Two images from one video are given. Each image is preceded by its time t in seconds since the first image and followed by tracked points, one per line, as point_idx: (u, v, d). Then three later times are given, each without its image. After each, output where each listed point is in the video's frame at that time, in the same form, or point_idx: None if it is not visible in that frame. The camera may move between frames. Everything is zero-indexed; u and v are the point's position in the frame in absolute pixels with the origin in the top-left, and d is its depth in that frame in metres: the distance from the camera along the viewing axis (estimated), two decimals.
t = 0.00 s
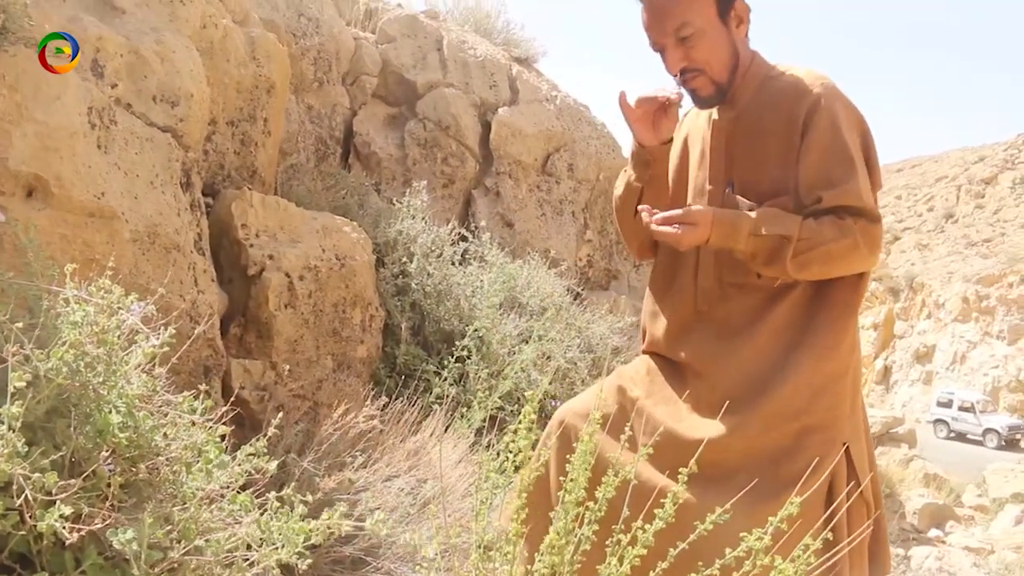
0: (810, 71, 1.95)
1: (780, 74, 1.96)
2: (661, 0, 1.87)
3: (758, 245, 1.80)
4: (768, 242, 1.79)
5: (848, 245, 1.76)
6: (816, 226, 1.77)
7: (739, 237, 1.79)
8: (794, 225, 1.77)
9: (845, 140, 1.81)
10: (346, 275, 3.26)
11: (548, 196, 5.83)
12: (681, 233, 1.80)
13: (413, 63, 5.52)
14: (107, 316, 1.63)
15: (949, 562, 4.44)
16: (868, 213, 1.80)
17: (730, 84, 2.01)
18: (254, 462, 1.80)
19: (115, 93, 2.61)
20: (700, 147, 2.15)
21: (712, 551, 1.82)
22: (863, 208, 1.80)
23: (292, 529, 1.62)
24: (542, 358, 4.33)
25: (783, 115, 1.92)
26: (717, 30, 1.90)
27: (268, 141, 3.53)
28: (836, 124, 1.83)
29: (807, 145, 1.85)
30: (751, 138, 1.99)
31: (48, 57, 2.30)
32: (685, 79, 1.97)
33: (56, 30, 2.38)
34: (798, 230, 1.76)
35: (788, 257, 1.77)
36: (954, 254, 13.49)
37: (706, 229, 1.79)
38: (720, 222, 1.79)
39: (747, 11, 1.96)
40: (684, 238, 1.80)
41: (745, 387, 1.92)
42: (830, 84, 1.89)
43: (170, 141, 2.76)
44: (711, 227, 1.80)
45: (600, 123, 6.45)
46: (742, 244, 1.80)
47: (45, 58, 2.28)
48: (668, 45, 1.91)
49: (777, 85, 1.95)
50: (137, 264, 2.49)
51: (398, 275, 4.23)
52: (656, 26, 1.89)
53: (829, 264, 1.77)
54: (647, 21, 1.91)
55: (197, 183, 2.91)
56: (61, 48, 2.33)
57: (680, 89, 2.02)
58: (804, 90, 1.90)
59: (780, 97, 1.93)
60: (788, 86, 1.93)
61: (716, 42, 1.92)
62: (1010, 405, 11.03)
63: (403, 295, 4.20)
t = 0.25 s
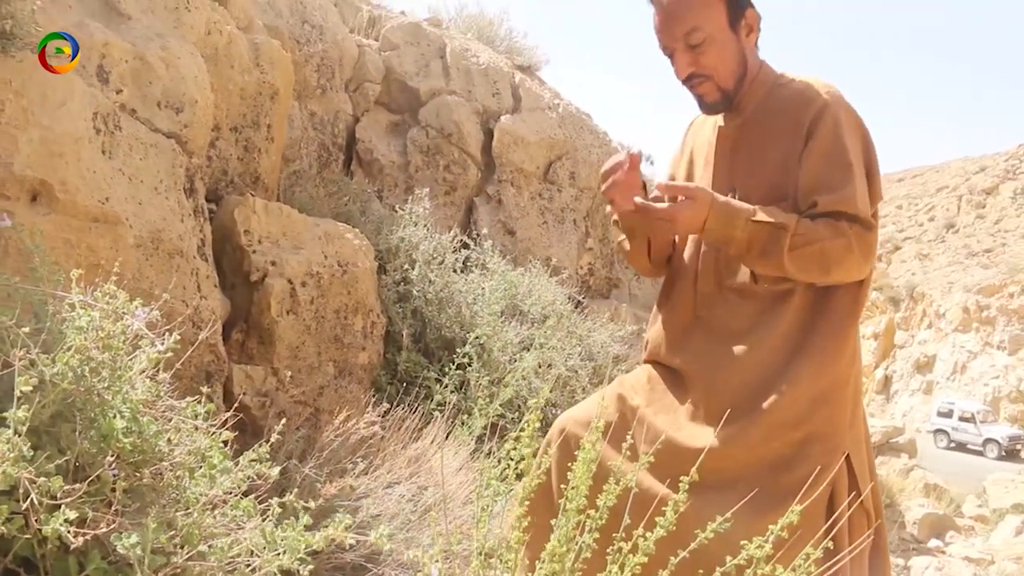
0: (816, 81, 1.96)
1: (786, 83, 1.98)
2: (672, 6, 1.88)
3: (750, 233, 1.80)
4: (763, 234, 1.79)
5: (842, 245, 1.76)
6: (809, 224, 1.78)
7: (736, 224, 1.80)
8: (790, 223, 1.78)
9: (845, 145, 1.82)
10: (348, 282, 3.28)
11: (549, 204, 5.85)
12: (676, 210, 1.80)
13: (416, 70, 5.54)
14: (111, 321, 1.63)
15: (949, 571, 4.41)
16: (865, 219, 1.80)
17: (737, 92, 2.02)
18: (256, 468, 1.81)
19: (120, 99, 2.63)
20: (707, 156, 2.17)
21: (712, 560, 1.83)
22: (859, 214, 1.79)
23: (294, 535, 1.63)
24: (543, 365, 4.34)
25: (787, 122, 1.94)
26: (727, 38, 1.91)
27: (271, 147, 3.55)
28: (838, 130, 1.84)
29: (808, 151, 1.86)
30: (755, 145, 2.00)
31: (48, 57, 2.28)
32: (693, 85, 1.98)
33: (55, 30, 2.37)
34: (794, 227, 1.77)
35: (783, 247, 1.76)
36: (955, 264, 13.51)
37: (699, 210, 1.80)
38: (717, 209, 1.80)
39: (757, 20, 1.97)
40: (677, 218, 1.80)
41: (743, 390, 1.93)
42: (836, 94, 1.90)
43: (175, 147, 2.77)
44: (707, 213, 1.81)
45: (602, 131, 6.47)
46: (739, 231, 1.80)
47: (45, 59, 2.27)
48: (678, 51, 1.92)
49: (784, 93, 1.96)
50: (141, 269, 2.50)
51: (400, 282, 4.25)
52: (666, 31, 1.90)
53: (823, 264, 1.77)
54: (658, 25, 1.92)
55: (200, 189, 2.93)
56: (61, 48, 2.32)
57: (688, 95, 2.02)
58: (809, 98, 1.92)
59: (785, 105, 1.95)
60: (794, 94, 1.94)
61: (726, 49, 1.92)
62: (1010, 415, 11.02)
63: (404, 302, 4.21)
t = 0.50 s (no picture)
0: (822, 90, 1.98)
1: (792, 91, 1.99)
2: (681, 11, 1.90)
3: (734, 226, 1.83)
4: (746, 228, 1.82)
5: (827, 245, 1.76)
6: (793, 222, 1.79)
7: (720, 216, 1.83)
8: (774, 222, 1.80)
9: (842, 151, 1.83)
10: (347, 290, 3.28)
11: (549, 213, 5.86)
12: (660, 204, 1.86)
13: (416, 79, 5.56)
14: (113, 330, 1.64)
15: None
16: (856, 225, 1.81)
17: (744, 99, 2.03)
18: (256, 477, 1.81)
19: (121, 108, 2.64)
20: (711, 162, 2.19)
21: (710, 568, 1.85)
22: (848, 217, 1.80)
23: (294, 543, 1.63)
24: (542, 375, 4.33)
25: (789, 130, 1.95)
26: (734, 44, 1.93)
27: (272, 157, 3.57)
28: (838, 137, 1.86)
29: (807, 157, 1.87)
30: (756, 152, 2.02)
31: (48, 57, 2.30)
32: (700, 90, 1.99)
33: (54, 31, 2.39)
34: (777, 224, 1.79)
35: (770, 240, 1.78)
36: (954, 273, 13.53)
37: (682, 204, 1.84)
38: (701, 205, 1.83)
39: (765, 27, 1.99)
40: (663, 213, 1.85)
41: (736, 395, 1.92)
42: (840, 103, 1.92)
43: (176, 156, 2.78)
44: (692, 209, 1.84)
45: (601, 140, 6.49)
46: (723, 220, 1.83)
47: (45, 59, 2.28)
48: (685, 56, 1.94)
49: (789, 101, 1.98)
50: (141, 278, 2.51)
51: (400, 291, 4.26)
52: (674, 35, 1.92)
53: (807, 265, 1.77)
54: (666, 30, 1.94)
55: (201, 198, 2.94)
56: (61, 48, 2.34)
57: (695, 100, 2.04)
58: (813, 106, 1.93)
59: (790, 112, 1.97)
60: (799, 102, 1.96)
61: (732, 55, 1.94)
62: (1010, 424, 11.01)
63: (404, 311, 4.21)
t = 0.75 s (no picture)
0: (818, 99, 1.99)
1: (786, 101, 2.01)
2: (674, 22, 1.93)
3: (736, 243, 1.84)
4: (749, 245, 1.83)
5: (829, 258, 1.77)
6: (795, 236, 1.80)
7: (718, 234, 1.84)
8: (775, 236, 1.81)
9: (839, 161, 1.85)
10: (343, 301, 3.29)
11: (544, 223, 5.88)
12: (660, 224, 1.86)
13: (411, 90, 5.59)
14: (109, 340, 1.65)
15: None
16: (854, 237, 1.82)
17: (739, 109, 2.05)
18: (251, 487, 1.81)
19: (117, 119, 2.65)
20: (708, 173, 2.20)
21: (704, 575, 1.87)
22: (846, 227, 1.81)
23: (289, 552, 1.63)
24: (537, 385, 4.34)
25: (785, 140, 1.97)
26: (727, 54, 1.95)
27: (268, 167, 3.58)
28: (834, 147, 1.87)
29: (803, 167, 1.89)
30: (752, 161, 2.03)
31: (48, 57, 2.34)
32: (695, 101, 2.01)
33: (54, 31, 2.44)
34: (778, 238, 1.80)
35: (772, 255, 1.78)
36: (948, 281, 13.59)
37: (683, 222, 1.84)
38: (700, 223, 1.85)
39: (760, 37, 2.01)
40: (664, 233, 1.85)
41: (731, 405, 1.93)
42: (835, 112, 1.93)
43: (172, 167, 2.79)
44: (691, 227, 1.85)
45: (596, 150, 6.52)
46: (723, 238, 1.84)
47: (45, 58, 2.33)
48: (679, 67, 1.96)
49: (784, 111, 1.99)
50: (137, 288, 2.51)
51: (395, 301, 4.27)
52: (668, 47, 1.94)
53: (810, 277, 1.78)
54: (660, 43, 1.97)
55: (196, 209, 2.95)
56: (61, 48, 2.38)
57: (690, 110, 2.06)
58: (807, 116, 1.94)
59: (785, 122, 1.98)
60: (794, 112, 1.97)
61: (726, 66, 1.96)
62: (1006, 432, 11.04)
63: (399, 321, 4.22)
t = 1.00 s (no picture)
0: (815, 108, 2.00)
1: (784, 111, 2.02)
2: (671, 32, 1.94)
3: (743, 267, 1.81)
4: (755, 267, 1.80)
5: (832, 271, 1.77)
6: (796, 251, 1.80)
7: (724, 256, 1.82)
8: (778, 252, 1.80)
9: (840, 173, 1.86)
10: (342, 309, 3.30)
11: (542, 231, 5.89)
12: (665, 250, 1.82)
13: (410, 98, 5.61)
14: (109, 348, 1.65)
15: None
16: (855, 247, 1.82)
17: (736, 118, 2.06)
18: (251, 495, 1.82)
19: (117, 128, 2.66)
20: (705, 181, 2.21)
21: None
22: (847, 239, 1.81)
23: (288, 559, 1.63)
24: (536, 393, 4.34)
25: (782, 149, 1.98)
26: (724, 63, 1.96)
27: (267, 175, 3.59)
28: (833, 158, 1.88)
29: (803, 177, 1.89)
30: (750, 170, 2.04)
31: (48, 57, 2.38)
32: (692, 110, 2.02)
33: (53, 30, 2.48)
34: (784, 257, 1.78)
35: (778, 276, 1.76)
36: (947, 288, 13.62)
37: (689, 249, 1.82)
38: (705, 247, 1.82)
39: (756, 46, 2.02)
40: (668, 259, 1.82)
41: (730, 415, 1.94)
42: (832, 121, 1.94)
43: (171, 175, 2.80)
44: (696, 253, 1.82)
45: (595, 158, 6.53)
46: (729, 261, 1.82)
47: (44, 59, 2.36)
48: (676, 76, 1.97)
49: (781, 120, 2.00)
50: (136, 296, 2.52)
51: (394, 309, 4.28)
52: (666, 56, 1.96)
53: (814, 290, 1.77)
54: (658, 52, 1.98)
55: (195, 217, 2.96)
56: (60, 47, 2.42)
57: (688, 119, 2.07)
58: (805, 125, 1.95)
59: (782, 130, 1.99)
60: (792, 120, 1.98)
61: (723, 74, 1.97)
62: (1005, 439, 11.04)
63: (398, 329, 4.23)
